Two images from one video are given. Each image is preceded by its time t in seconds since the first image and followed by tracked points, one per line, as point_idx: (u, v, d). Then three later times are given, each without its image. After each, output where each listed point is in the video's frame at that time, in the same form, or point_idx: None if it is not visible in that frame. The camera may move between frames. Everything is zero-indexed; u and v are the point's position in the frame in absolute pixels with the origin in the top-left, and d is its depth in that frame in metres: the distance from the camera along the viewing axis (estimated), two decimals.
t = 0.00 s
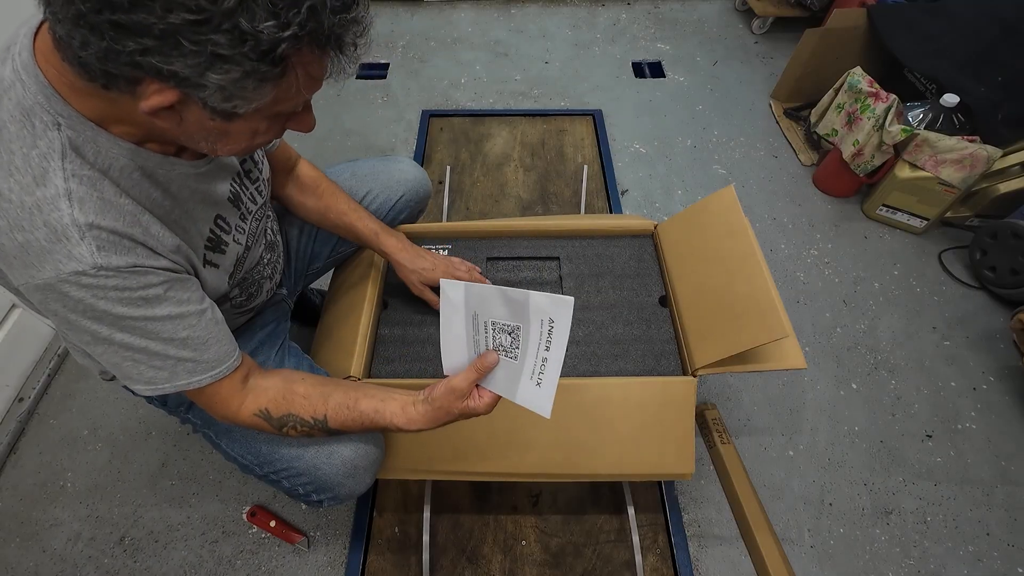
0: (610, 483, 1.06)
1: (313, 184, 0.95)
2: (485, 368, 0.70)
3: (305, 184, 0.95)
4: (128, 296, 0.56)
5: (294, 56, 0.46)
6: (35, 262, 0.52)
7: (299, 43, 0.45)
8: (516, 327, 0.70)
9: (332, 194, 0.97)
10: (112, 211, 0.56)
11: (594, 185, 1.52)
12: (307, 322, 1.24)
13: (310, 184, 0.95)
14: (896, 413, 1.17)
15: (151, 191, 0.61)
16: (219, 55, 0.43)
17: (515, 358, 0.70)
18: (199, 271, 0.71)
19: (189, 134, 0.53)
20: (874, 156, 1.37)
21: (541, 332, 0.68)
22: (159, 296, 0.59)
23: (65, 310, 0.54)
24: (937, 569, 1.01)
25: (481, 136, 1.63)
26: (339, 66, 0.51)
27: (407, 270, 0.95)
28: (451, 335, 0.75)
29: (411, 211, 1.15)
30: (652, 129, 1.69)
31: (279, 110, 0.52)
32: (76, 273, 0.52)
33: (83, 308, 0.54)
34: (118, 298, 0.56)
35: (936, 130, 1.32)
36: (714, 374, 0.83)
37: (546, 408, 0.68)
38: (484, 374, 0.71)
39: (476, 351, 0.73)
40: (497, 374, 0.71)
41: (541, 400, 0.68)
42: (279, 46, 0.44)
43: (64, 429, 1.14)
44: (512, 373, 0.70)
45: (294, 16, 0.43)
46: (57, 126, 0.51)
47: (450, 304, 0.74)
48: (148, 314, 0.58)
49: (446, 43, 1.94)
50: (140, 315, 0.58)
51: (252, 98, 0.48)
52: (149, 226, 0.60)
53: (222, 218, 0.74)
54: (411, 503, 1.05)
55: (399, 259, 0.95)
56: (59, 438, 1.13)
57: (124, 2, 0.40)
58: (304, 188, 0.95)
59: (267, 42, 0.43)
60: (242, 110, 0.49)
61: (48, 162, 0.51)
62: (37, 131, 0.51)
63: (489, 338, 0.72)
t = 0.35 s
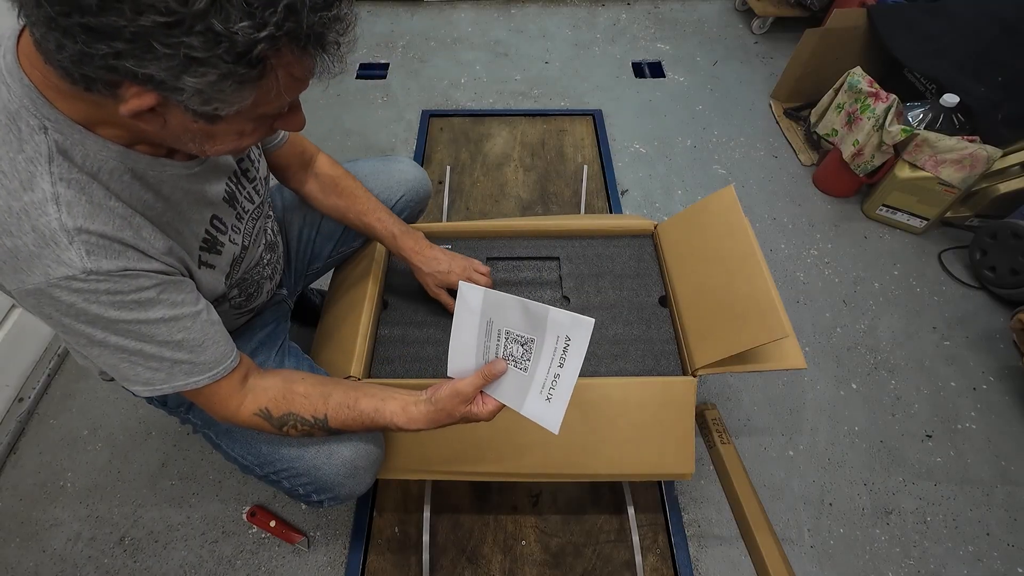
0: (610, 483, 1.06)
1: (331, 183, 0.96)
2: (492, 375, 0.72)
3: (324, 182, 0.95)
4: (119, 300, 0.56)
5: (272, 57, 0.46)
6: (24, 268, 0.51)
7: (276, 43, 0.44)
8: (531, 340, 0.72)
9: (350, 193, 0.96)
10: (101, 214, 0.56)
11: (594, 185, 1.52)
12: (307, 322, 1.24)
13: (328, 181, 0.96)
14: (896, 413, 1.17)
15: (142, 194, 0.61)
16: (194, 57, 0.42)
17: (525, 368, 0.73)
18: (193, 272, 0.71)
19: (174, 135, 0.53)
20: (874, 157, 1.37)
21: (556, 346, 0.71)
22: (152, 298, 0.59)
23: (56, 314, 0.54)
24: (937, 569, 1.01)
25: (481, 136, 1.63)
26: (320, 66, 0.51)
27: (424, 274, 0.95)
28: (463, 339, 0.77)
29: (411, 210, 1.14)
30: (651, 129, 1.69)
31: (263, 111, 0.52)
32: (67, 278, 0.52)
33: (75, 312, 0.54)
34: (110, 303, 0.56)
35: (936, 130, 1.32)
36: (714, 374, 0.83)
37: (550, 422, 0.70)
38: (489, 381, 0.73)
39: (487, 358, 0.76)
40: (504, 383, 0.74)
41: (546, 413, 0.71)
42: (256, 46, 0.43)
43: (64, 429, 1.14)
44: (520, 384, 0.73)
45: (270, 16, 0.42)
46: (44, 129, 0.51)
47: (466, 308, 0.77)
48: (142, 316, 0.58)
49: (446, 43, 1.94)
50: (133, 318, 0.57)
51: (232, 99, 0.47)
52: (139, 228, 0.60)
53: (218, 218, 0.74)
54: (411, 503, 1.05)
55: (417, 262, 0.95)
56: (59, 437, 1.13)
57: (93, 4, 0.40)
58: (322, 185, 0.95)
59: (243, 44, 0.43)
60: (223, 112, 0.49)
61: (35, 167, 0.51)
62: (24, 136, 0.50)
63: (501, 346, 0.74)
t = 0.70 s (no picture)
0: (610, 483, 1.06)
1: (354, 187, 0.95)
2: (495, 370, 0.72)
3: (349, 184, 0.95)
4: (114, 299, 0.56)
5: (279, 85, 0.47)
6: (16, 267, 0.51)
7: (285, 74, 0.45)
8: (535, 336, 0.74)
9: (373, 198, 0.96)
10: (94, 215, 0.56)
11: (594, 185, 1.52)
12: (307, 322, 1.24)
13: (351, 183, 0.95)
14: (896, 413, 1.17)
15: (135, 194, 0.61)
16: (204, 85, 0.43)
17: (529, 365, 0.73)
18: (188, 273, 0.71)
19: (164, 139, 0.52)
20: (873, 156, 1.37)
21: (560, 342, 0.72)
22: (146, 297, 0.59)
23: (49, 313, 0.54)
24: (937, 569, 1.01)
25: (481, 136, 1.63)
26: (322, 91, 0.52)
27: (437, 278, 0.96)
28: (467, 337, 0.78)
29: (411, 211, 1.14)
30: (651, 129, 1.69)
31: (260, 125, 0.52)
32: (59, 278, 0.52)
33: (69, 311, 0.54)
34: (104, 301, 0.56)
35: (936, 130, 1.32)
36: (714, 374, 0.83)
37: (556, 416, 0.71)
38: (492, 377, 0.73)
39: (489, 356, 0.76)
40: (507, 380, 0.74)
41: (551, 408, 0.71)
42: (266, 79, 0.44)
43: (64, 429, 1.14)
44: (524, 380, 0.73)
45: (283, 51, 0.43)
46: (37, 129, 0.51)
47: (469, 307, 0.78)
48: (136, 315, 0.58)
49: (446, 43, 1.94)
50: (128, 317, 0.58)
51: (233, 120, 0.48)
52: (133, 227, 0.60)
53: (214, 218, 0.74)
54: (411, 503, 1.05)
55: (432, 268, 0.95)
56: (59, 437, 1.13)
57: (103, 26, 0.39)
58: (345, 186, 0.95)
59: (254, 77, 0.43)
60: (221, 128, 0.49)
61: (27, 167, 0.51)
62: (15, 137, 0.50)
63: (504, 344, 0.75)
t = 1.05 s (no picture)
0: (610, 483, 1.06)
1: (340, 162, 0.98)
2: (496, 363, 0.73)
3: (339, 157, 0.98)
4: (118, 300, 0.56)
5: (291, 98, 0.47)
6: (21, 268, 0.51)
7: (298, 87, 0.45)
8: (536, 329, 0.76)
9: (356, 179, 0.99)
10: (98, 216, 0.55)
11: (594, 185, 1.52)
12: (307, 322, 1.24)
13: (339, 158, 0.98)
14: (896, 413, 1.17)
15: (138, 195, 0.61)
16: (218, 99, 0.43)
17: (529, 357, 0.75)
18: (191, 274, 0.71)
19: (173, 146, 0.52)
20: (874, 156, 1.37)
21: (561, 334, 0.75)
22: (150, 298, 0.59)
23: (53, 314, 0.54)
24: (937, 569, 1.01)
25: (481, 136, 1.63)
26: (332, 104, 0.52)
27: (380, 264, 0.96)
28: (469, 331, 0.81)
29: (410, 210, 1.14)
30: (651, 129, 1.69)
31: (270, 135, 0.52)
32: (65, 278, 0.52)
33: (73, 312, 0.54)
34: (108, 302, 0.56)
35: (936, 130, 1.32)
36: (714, 374, 0.83)
37: (556, 406, 0.72)
38: (493, 370, 0.74)
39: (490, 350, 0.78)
40: (507, 373, 0.75)
41: (551, 397, 0.72)
42: (279, 93, 0.44)
43: (64, 429, 1.14)
44: (524, 372, 0.75)
45: (295, 64, 0.43)
46: (43, 132, 0.51)
47: (472, 302, 0.82)
48: (140, 316, 0.58)
49: (446, 43, 1.94)
50: (132, 318, 0.58)
51: (244, 130, 0.47)
52: (137, 228, 0.60)
53: (216, 219, 0.74)
54: (411, 503, 1.05)
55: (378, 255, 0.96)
56: (60, 438, 1.13)
57: (121, 42, 0.39)
58: (332, 159, 0.97)
59: (267, 91, 0.43)
60: (231, 137, 0.49)
61: (33, 169, 0.51)
62: (22, 138, 0.50)
63: (505, 337, 0.78)
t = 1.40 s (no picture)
0: (610, 483, 1.06)
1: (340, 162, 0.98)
2: (496, 366, 0.73)
3: (338, 158, 0.98)
4: (117, 299, 0.56)
5: (296, 86, 0.47)
6: (17, 266, 0.51)
7: (302, 75, 0.46)
8: (536, 333, 0.76)
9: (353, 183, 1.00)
10: (97, 215, 0.56)
11: (594, 185, 1.52)
12: (307, 322, 1.24)
13: (338, 165, 0.99)
14: (896, 413, 1.17)
15: (137, 194, 0.61)
16: (226, 93, 0.43)
17: (529, 360, 0.75)
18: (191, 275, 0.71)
19: (178, 143, 0.52)
20: (874, 156, 1.37)
21: (561, 338, 0.75)
22: (148, 297, 0.59)
23: (50, 312, 0.54)
24: (937, 569, 1.01)
25: (481, 136, 1.63)
26: (334, 89, 0.52)
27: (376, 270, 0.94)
28: (470, 333, 0.81)
29: (411, 211, 1.14)
30: (651, 129, 1.69)
31: (277, 124, 0.52)
32: (61, 277, 0.52)
33: (71, 310, 0.54)
34: (106, 301, 0.56)
35: (936, 130, 1.32)
36: (714, 374, 0.83)
37: (556, 409, 0.71)
38: (492, 374, 0.74)
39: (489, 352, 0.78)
40: (507, 376, 0.75)
41: (550, 400, 0.72)
42: (285, 82, 0.45)
43: (64, 429, 1.14)
44: (524, 375, 0.74)
45: (297, 51, 0.43)
46: (42, 130, 0.51)
47: (473, 306, 0.82)
48: (138, 315, 0.58)
49: (446, 43, 1.94)
50: (131, 316, 0.58)
51: (253, 123, 0.48)
52: (136, 227, 0.61)
53: (215, 219, 0.74)
54: (411, 503, 1.05)
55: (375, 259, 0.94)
56: (60, 438, 1.13)
57: (126, 45, 0.39)
58: (331, 166, 0.98)
59: (273, 81, 0.44)
60: (239, 130, 0.49)
61: (32, 167, 0.51)
62: (21, 136, 0.50)
63: (505, 340, 0.77)
